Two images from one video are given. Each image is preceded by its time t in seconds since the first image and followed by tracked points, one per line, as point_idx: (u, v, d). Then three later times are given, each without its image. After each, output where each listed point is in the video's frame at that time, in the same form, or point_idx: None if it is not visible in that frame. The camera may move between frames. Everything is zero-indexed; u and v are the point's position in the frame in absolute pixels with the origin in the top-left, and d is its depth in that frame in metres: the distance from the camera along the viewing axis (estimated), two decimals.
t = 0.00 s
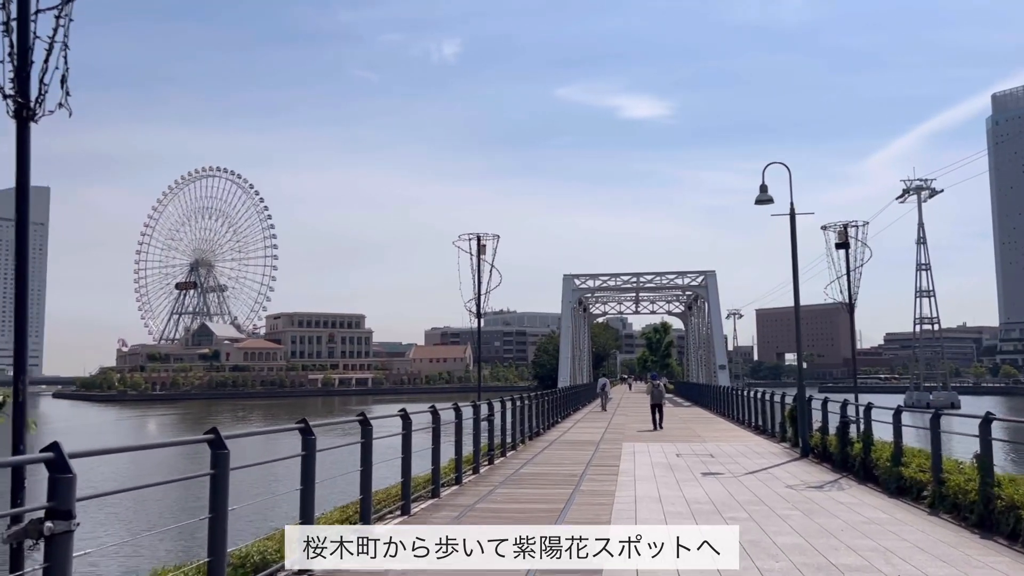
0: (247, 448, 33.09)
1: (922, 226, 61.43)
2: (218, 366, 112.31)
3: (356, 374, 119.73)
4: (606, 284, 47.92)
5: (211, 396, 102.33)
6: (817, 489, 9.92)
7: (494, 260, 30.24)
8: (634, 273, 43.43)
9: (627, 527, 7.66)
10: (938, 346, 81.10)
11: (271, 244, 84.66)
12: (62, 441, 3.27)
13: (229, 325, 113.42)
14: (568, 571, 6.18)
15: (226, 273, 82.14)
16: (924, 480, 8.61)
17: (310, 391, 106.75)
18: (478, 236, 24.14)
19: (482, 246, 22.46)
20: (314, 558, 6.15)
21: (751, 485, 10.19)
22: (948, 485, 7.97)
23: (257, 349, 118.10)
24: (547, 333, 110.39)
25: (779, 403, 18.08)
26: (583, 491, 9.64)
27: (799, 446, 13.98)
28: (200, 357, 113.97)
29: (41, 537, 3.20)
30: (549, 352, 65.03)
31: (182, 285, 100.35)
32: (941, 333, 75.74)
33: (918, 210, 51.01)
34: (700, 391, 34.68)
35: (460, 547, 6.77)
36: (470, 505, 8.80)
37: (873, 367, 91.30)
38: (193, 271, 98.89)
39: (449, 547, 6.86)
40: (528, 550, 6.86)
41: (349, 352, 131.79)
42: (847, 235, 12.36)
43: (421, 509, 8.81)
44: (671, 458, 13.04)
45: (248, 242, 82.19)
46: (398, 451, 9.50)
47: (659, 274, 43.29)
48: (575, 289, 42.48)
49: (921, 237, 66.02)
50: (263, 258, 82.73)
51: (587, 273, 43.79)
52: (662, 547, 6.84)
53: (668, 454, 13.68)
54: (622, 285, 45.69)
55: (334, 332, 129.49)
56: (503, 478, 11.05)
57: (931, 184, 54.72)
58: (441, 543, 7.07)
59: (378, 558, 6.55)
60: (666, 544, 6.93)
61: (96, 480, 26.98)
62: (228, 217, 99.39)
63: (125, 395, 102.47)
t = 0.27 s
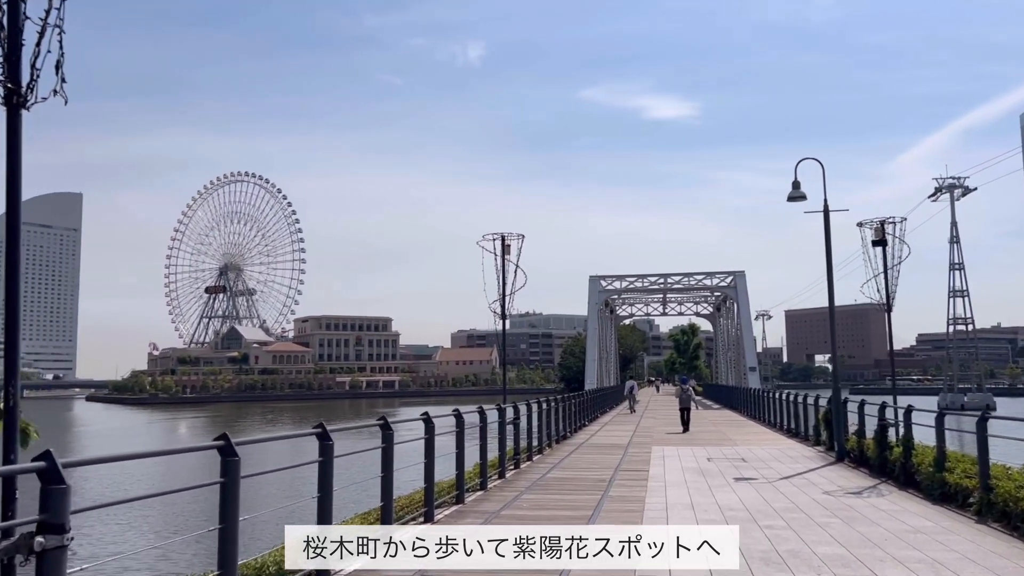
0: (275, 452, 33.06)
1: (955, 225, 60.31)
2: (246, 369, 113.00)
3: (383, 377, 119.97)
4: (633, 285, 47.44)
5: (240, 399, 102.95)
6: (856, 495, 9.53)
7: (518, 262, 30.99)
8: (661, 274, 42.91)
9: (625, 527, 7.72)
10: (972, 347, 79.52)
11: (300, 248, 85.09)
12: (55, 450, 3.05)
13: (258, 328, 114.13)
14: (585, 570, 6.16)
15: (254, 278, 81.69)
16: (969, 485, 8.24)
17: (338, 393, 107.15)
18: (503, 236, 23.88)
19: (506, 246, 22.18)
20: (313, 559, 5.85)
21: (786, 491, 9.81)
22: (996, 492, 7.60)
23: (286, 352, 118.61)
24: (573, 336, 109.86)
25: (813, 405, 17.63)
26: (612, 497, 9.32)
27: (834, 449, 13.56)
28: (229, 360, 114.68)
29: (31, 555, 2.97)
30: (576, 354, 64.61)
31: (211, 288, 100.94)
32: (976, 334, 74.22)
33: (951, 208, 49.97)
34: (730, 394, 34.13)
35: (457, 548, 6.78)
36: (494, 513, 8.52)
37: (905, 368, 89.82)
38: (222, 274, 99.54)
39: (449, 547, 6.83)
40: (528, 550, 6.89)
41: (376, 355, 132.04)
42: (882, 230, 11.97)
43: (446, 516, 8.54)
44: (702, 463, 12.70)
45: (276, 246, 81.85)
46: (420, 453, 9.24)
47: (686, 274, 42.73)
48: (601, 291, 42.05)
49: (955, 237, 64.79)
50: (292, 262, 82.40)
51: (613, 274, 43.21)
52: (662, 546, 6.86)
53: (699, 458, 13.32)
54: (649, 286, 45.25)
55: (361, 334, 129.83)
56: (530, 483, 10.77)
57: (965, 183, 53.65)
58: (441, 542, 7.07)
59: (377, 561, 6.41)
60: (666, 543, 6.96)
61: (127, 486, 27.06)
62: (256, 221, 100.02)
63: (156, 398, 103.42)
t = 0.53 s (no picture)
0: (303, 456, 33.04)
1: (988, 223, 59.20)
2: (274, 372, 113.79)
3: (409, 379, 120.30)
4: (660, 286, 46.92)
5: (269, 402, 103.68)
6: (897, 501, 9.11)
7: (542, 257, 34.14)
8: (688, 274, 42.39)
9: (616, 525, 7.91)
10: (1007, 347, 78.01)
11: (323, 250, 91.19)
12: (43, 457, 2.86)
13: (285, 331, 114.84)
14: (571, 570, 6.34)
15: (283, 282, 88.43)
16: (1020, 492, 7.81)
17: (365, 396, 107.47)
18: (527, 236, 23.64)
19: (530, 245, 21.94)
20: (314, 559, 5.97)
21: (822, 497, 9.42)
22: None
23: (313, 355, 119.23)
24: (599, 337, 109.42)
25: (848, 406, 17.14)
26: (642, 503, 9.02)
27: (871, 454, 13.14)
28: (257, 363, 115.50)
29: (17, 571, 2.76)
30: (602, 356, 64.18)
31: (240, 293, 101.54)
32: (1011, 334, 72.82)
33: (985, 205, 48.96)
34: (759, 396, 33.57)
35: (459, 547, 6.95)
36: (521, 518, 8.26)
37: (937, 369, 88.39)
38: (250, 279, 100.34)
39: (451, 547, 6.97)
40: (528, 550, 7.04)
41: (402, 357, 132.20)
42: (921, 226, 11.56)
43: (468, 522, 8.28)
44: (734, 466, 12.37)
45: (303, 251, 88.23)
46: (443, 456, 8.98)
47: (714, 274, 42.15)
48: (627, 292, 41.69)
49: (988, 235, 63.61)
50: (318, 267, 89.22)
51: (640, 275, 42.69)
52: (662, 546, 7.04)
53: (730, 462, 12.98)
54: (676, 287, 44.71)
55: (387, 337, 130.25)
56: (556, 488, 10.51)
57: (998, 180, 52.60)
58: (441, 542, 7.19)
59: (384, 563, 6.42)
60: (666, 544, 7.13)
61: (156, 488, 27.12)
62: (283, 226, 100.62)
63: (186, 401, 104.56)
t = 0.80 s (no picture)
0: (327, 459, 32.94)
1: (1019, 220, 58.02)
2: (298, 374, 114.14)
3: (432, 382, 120.28)
4: (684, 287, 46.43)
5: (293, 404, 103.97)
6: (935, 508, 8.74)
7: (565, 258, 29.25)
8: (712, 275, 41.88)
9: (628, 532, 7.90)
10: None
11: (347, 254, 89.93)
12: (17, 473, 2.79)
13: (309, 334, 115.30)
14: (568, 570, 6.44)
15: (307, 286, 87.38)
16: None
17: (388, 399, 107.56)
18: (547, 235, 23.37)
19: (550, 244, 21.69)
20: (313, 560, 5.74)
21: (857, 503, 9.06)
22: None
23: (337, 358, 119.42)
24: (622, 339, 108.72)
25: (879, 409, 16.70)
26: (670, 511, 8.71)
27: (905, 458, 12.72)
28: (282, 366, 116.04)
29: None
30: (625, 357, 63.72)
31: (264, 296, 102.22)
32: None
33: (1017, 202, 47.96)
34: (786, 399, 33.00)
35: (457, 547, 6.89)
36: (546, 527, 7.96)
37: (967, 370, 86.93)
38: (274, 281, 100.98)
39: (450, 546, 6.92)
40: (528, 551, 7.10)
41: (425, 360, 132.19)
42: (957, 222, 11.18)
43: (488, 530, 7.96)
44: (763, 472, 12.02)
45: (327, 255, 87.02)
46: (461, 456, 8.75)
47: (739, 275, 41.59)
48: (650, 293, 41.25)
49: (1019, 234, 62.37)
50: (342, 268, 87.32)
51: (663, 276, 42.17)
52: (663, 546, 7.09)
53: (759, 468, 12.63)
54: (700, 289, 44.16)
55: (410, 339, 130.30)
56: (579, 494, 10.23)
57: None
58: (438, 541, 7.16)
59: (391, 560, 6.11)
60: (666, 543, 7.21)
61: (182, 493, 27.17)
62: (308, 229, 100.92)
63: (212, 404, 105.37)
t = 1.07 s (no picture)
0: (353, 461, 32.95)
1: None
2: (320, 376, 114.52)
3: (453, 384, 120.24)
4: (705, 287, 45.91)
5: (315, 406, 104.30)
6: (973, 514, 8.35)
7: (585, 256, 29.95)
8: (735, 275, 41.33)
9: (626, 528, 7.97)
10: None
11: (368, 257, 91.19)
12: None
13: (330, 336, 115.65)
14: (569, 568, 6.45)
15: (328, 287, 88.39)
16: None
17: (409, 401, 107.49)
18: (566, 233, 23.05)
19: (569, 242, 21.35)
20: (314, 560, 5.49)
21: (891, 508, 8.70)
22: None
23: (358, 360, 119.57)
24: (643, 340, 108.05)
25: (909, 410, 16.25)
26: (694, 517, 8.40)
27: (938, 461, 12.28)
28: (303, 368, 116.46)
29: None
30: (646, 359, 63.16)
31: (286, 299, 102.60)
32: None
33: None
34: (811, 400, 32.42)
35: (458, 545, 6.61)
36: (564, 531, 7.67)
37: (995, 371, 85.32)
38: (296, 284, 101.37)
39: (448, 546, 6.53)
40: (528, 550, 7.07)
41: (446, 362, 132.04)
42: (992, 215, 10.76)
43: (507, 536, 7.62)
44: (790, 475, 11.65)
45: (346, 257, 88.15)
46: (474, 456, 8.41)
47: (762, 275, 40.99)
48: (672, 293, 40.78)
49: None
50: (362, 270, 88.52)
51: (685, 276, 41.65)
52: (663, 547, 7.09)
53: (786, 471, 12.25)
54: (723, 288, 43.60)
55: (431, 341, 130.27)
56: (601, 498, 9.94)
57: None
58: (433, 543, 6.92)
59: (390, 560, 5.82)
60: (667, 544, 7.19)
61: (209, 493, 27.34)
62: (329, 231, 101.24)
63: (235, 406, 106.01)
